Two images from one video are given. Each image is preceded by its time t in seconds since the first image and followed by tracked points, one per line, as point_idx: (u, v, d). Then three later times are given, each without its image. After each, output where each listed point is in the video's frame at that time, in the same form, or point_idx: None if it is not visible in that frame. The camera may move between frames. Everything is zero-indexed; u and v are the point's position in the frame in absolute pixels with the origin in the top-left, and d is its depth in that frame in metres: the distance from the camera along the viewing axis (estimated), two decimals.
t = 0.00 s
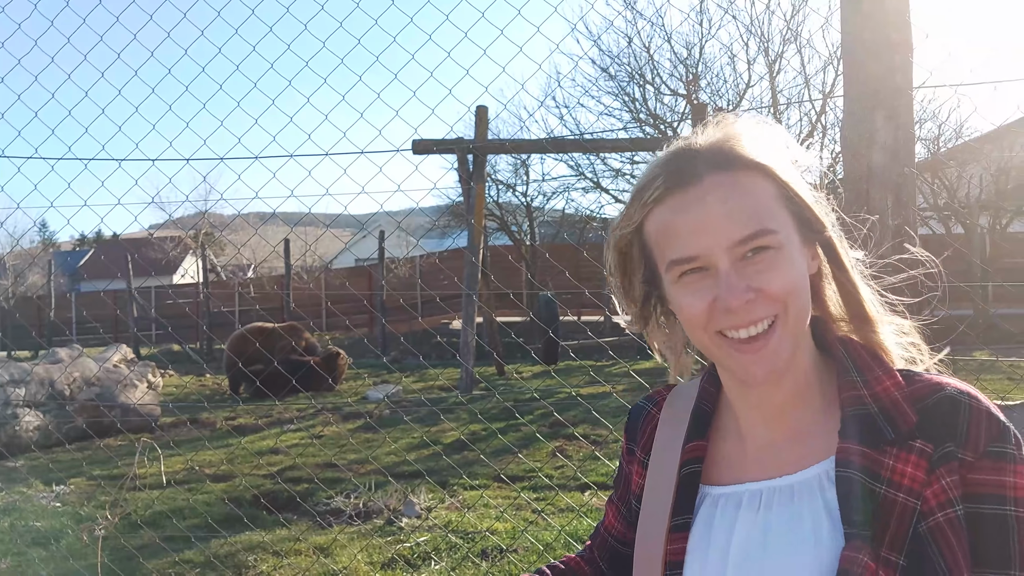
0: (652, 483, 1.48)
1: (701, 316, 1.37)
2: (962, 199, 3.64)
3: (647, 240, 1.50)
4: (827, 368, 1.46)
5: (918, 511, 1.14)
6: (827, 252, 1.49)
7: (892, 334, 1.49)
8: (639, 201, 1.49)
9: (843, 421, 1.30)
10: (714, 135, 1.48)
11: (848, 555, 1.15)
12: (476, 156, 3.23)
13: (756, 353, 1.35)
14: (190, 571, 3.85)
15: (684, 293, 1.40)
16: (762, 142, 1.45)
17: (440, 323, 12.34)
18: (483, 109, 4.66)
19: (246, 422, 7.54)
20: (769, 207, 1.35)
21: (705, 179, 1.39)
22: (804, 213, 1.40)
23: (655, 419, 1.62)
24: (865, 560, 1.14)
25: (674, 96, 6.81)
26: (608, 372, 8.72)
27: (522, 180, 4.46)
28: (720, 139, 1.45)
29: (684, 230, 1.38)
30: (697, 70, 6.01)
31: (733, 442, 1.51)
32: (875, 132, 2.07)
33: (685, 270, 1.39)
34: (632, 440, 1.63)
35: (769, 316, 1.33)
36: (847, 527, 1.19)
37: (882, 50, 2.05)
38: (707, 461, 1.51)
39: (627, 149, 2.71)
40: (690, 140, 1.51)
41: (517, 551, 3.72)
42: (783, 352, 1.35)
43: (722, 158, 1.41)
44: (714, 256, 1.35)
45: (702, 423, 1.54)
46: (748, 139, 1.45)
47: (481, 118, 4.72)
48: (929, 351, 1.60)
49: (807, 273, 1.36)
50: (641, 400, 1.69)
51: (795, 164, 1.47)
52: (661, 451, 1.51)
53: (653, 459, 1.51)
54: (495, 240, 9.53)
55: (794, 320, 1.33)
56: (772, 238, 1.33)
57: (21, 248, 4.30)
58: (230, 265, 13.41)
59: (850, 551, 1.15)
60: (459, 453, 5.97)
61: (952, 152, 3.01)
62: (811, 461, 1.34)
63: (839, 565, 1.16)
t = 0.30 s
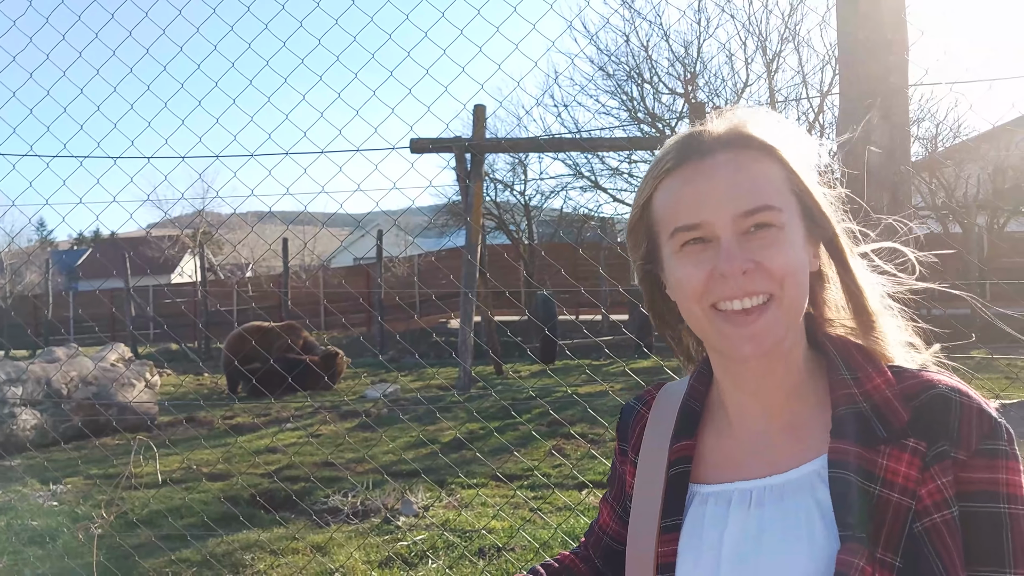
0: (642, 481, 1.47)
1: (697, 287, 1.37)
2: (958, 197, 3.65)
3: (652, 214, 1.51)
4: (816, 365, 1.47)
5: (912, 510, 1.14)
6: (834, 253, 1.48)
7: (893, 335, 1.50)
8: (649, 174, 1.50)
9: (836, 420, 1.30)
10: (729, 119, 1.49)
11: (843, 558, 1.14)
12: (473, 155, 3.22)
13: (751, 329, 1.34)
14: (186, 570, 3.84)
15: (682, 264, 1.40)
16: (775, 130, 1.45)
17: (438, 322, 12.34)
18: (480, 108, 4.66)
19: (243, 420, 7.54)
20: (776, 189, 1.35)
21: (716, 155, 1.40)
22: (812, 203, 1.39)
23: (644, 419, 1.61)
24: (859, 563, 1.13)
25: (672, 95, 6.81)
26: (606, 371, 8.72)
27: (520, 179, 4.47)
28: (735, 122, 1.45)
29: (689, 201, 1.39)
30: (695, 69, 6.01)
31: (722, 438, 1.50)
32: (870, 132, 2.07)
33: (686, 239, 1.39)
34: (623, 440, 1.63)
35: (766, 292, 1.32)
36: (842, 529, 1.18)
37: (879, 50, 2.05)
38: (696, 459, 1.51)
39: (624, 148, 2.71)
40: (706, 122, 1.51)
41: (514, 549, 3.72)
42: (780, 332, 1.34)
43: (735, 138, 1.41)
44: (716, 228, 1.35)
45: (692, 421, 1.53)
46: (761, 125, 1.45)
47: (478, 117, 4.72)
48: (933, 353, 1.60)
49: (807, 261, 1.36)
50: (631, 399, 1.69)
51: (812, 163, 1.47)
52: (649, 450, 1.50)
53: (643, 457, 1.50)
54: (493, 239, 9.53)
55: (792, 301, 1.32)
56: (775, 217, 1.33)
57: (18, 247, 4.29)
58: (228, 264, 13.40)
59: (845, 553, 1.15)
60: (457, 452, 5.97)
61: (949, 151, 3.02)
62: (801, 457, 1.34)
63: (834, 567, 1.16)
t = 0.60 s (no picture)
0: (625, 480, 1.47)
1: (679, 283, 1.37)
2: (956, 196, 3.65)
3: (661, 189, 1.49)
4: (785, 357, 1.47)
5: (882, 497, 1.15)
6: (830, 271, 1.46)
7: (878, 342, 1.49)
8: (671, 147, 1.46)
9: (804, 412, 1.30)
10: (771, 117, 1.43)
11: (818, 551, 1.15)
12: (471, 153, 3.22)
13: (718, 337, 1.35)
14: (183, 569, 3.82)
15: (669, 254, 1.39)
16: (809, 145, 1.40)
17: (436, 322, 12.34)
18: (478, 107, 4.66)
19: (241, 420, 7.53)
20: (786, 210, 1.33)
21: (741, 156, 1.36)
22: (815, 230, 1.38)
23: (625, 416, 1.61)
24: (832, 556, 1.14)
25: (670, 95, 6.82)
26: (603, 370, 8.72)
27: (517, 178, 4.47)
28: (775, 122, 1.40)
29: (695, 195, 1.37)
30: (694, 69, 6.02)
31: (698, 432, 1.50)
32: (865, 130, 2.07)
33: (680, 231, 1.38)
34: (606, 439, 1.63)
35: (742, 308, 1.33)
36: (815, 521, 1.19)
37: (873, 48, 2.06)
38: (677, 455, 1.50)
39: (622, 147, 2.71)
40: (749, 112, 1.45)
41: (511, 548, 3.72)
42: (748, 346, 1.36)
43: (766, 140, 1.38)
44: (712, 232, 1.34)
45: (671, 417, 1.52)
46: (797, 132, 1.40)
47: (477, 116, 4.72)
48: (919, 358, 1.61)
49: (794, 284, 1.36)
50: (612, 395, 1.68)
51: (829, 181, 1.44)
52: (629, 449, 1.50)
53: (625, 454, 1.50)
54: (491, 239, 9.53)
55: (763, 322, 1.34)
56: (774, 239, 1.31)
57: (15, 246, 4.29)
58: (226, 263, 13.39)
59: (819, 547, 1.15)
60: (454, 451, 5.96)
61: (947, 150, 3.02)
62: (775, 451, 1.34)
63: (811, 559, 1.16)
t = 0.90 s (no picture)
0: (622, 493, 1.47)
1: (660, 298, 1.38)
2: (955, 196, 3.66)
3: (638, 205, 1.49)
4: (780, 365, 1.48)
5: (879, 509, 1.16)
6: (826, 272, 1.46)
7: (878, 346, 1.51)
8: (643, 164, 1.47)
9: (800, 423, 1.31)
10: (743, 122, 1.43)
11: (816, 566, 1.15)
12: (470, 153, 3.23)
13: (703, 350, 1.36)
14: (183, 569, 3.82)
15: (649, 270, 1.40)
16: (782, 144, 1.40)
17: (435, 321, 12.35)
18: (478, 107, 4.67)
19: (240, 420, 7.53)
20: (761, 217, 1.33)
21: (710, 167, 1.37)
22: (796, 232, 1.38)
23: (620, 427, 1.61)
24: (831, 570, 1.14)
25: (669, 94, 6.83)
26: (602, 370, 8.73)
27: (517, 177, 4.48)
28: (744, 129, 1.40)
29: (669, 208, 1.37)
30: (693, 68, 6.03)
31: (695, 444, 1.50)
32: (866, 129, 2.08)
33: (657, 247, 1.38)
34: (603, 448, 1.63)
35: (724, 319, 1.34)
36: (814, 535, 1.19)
37: (872, 49, 2.06)
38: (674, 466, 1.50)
39: (621, 147, 2.72)
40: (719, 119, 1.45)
41: (511, 548, 3.73)
42: (733, 357, 1.36)
43: (739, 150, 1.38)
44: (688, 245, 1.34)
45: (668, 429, 1.52)
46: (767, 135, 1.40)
47: (476, 116, 4.73)
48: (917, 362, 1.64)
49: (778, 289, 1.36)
50: (607, 405, 1.68)
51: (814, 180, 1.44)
52: (627, 460, 1.50)
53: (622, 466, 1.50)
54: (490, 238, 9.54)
55: (747, 331, 1.34)
56: (751, 246, 1.32)
57: (15, 246, 4.29)
58: (225, 263, 13.39)
59: (817, 562, 1.15)
60: (454, 451, 5.97)
61: (946, 150, 3.02)
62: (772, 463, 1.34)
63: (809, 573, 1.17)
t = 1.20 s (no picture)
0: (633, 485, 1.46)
1: (658, 289, 1.39)
2: (952, 195, 3.67)
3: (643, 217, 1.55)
4: (811, 369, 1.46)
5: (914, 513, 1.16)
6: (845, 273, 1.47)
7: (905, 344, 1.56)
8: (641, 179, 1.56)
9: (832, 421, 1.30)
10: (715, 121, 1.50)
11: (848, 564, 1.13)
12: (469, 153, 3.22)
13: (698, 332, 1.36)
14: (182, 569, 3.82)
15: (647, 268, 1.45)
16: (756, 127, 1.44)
17: (433, 321, 12.35)
18: (476, 106, 4.67)
19: (238, 419, 7.52)
20: (731, 190, 1.36)
21: (679, 161, 1.44)
22: (783, 205, 1.37)
23: (634, 423, 1.61)
24: (863, 568, 1.13)
25: (666, 94, 6.84)
26: (601, 370, 8.73)
27: (515, 177, 4.47)
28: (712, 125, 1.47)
29: (652, 204, 1.44)
30: (690, 68, 6.04)
31: (712, 443, 1.50)
32: (866, 129, 2.07)
33: (651, 245, 1.44)
34: (615, 445, 1.62)
35: (717, 296, 1.33)
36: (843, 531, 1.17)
37: (872, 49, 2.06)
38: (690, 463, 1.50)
39: (620, 146, 2.71)
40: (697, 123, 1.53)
41: (511, 548, 3.72)
42: (731, 336, 1.34)
43: (707, 141, 1.43)
44: (669, 230, 1.39)
45: (684, 426, 1.52)
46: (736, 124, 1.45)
47: (474, 116, 4.73)
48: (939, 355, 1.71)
49: (772, 262, 1.34)
50: (621, 403, 1.68)
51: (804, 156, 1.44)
52: (640, 453, 1.50)
53: (634, 460, 1.50)
54: (488, 238, 9.53)
55: (740, 305, 1.32)
56: (725, 219, 1.34)
57: (13, 245, 4.27)
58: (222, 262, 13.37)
59: (848, 560, 1.14)
60: (453, 451, 5.96)
61: (944, 150, 3.03)
62: (793, 461, 1.33)
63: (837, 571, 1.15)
